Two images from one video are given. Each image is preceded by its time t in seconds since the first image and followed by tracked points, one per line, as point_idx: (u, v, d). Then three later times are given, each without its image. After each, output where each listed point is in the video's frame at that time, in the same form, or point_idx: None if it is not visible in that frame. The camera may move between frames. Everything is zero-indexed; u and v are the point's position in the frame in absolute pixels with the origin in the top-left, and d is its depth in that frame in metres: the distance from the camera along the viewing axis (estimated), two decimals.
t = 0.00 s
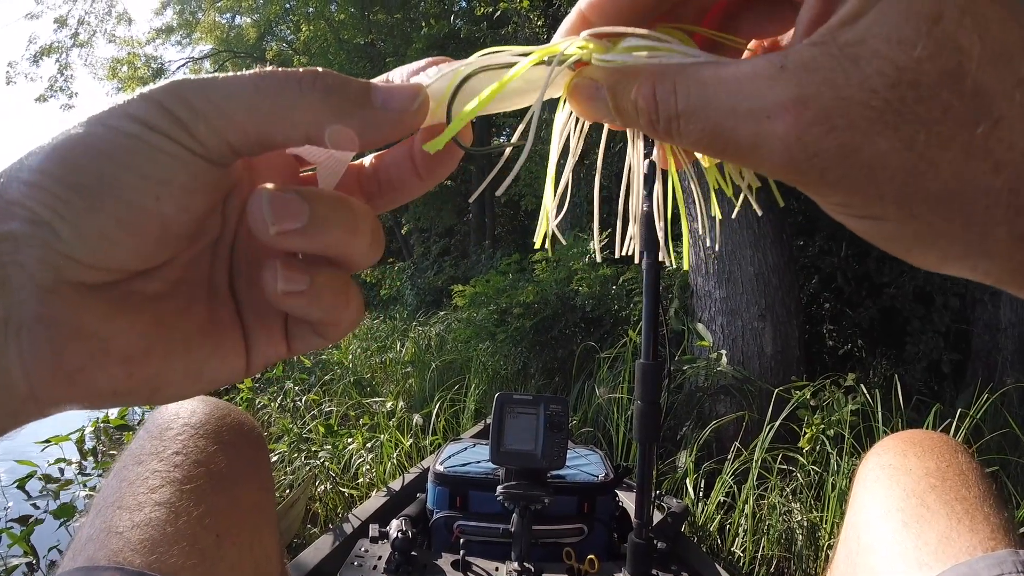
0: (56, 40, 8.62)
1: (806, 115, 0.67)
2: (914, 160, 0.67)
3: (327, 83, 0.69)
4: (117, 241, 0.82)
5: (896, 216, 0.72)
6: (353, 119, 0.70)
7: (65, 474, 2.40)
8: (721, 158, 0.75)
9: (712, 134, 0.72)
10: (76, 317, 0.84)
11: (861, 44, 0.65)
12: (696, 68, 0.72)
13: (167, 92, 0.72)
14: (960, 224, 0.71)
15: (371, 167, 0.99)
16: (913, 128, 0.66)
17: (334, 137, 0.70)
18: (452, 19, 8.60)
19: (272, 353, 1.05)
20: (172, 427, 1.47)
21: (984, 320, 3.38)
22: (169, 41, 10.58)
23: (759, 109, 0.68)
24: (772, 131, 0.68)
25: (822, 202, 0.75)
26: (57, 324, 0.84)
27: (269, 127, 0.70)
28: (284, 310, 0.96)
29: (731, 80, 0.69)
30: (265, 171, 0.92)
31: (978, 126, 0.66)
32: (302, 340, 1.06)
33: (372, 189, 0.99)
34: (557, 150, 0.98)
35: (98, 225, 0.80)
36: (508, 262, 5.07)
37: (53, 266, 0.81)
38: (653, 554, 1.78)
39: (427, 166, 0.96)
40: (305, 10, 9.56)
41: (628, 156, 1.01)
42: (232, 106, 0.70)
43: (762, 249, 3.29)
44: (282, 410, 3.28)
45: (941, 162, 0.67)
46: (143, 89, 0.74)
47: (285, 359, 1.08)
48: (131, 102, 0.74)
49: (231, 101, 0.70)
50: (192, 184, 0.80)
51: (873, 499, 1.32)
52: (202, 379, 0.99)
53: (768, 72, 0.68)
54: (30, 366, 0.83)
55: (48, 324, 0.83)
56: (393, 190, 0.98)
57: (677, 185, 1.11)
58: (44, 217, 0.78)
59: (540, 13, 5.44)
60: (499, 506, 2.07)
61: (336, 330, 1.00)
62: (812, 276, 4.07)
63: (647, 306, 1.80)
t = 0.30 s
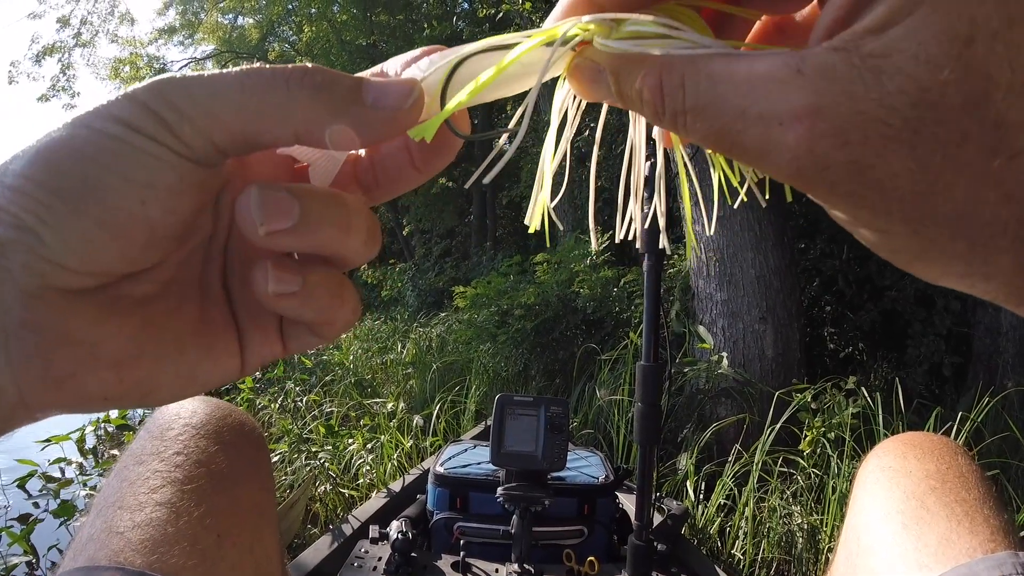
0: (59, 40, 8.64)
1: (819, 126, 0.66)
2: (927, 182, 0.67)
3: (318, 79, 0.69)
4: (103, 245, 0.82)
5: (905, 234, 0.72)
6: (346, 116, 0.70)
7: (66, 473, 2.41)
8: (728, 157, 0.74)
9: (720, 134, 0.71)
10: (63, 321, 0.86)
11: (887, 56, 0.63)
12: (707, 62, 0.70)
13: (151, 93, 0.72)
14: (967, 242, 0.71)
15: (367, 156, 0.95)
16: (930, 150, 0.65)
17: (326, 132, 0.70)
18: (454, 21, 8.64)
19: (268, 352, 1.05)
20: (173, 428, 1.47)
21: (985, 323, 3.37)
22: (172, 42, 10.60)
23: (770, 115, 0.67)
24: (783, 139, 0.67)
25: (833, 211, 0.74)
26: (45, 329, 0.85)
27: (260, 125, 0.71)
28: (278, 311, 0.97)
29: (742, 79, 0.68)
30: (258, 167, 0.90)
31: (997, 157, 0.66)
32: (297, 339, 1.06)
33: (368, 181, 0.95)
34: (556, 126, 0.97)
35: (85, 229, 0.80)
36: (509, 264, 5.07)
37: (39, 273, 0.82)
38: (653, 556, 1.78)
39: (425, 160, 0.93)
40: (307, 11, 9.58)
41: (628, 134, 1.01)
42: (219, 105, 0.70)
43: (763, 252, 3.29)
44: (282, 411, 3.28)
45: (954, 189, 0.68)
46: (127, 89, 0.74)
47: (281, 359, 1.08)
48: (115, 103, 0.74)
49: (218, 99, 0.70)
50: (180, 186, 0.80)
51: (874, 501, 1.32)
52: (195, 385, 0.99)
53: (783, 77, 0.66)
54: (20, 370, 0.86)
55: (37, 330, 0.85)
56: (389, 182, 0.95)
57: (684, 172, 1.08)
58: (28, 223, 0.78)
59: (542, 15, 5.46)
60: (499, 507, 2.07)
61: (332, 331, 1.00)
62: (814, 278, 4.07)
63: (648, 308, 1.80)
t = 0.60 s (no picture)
0: (61, 40, 8.65)
1: (814, 128, 0.66)
2: (918, 183, 0.67)
3: (311, 82, 0.69)
4: (96, 248, 0.83)
5: (897, 236, 0.72)
6: (339, 119, 0.70)
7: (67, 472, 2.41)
8: (722, 159, 0.73)
9: (715, 138, 0.71)
10: (61, 324, 0.87)
11: (884, 55, 0.64)
12: (703, 65, 0.71)
13: (144, 96, 0.72)
14: (963, 248, 0.70)
15: (365, 157, 0.96)
16: (922, 151, 0.65)
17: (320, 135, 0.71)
18: (457, 22, 8.67)
19: (265, 350, 1.07)
20: (174, 427, 1.47)
21: (986, 326, 3.38)
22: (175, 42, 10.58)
23: (764, 118, 0.67)
24: (775, 141, 0.67)
25: (829, 215, 0.75)
26: (41, 332, 0.86)
27: (251, 128, 0.71)
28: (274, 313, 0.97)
29: (738, 83, 0.68)
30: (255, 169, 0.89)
31: (991, 157, 0.65)
32: (293, 338, 1.07)
33: (366, 181, 0.96)
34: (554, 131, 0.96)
35: (78, 232, 0.81)
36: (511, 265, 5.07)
37: (34, 276, 0.83)
38: (653, 556, 1.79)
39: (422, 162, 0.93)
40: (310, 12, 9.59)
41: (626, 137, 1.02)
42: (210, 108, 0.70)
43: (765, 254, 3.28)
44: (284, 411, 3.28)
45: (946, 191, 0.67)
46: (119, 92, 0.74)
47: (276, 355, 1.09)
48: (107, 106, 0.74)
49: (209, 102, 0.70)
50: (173, 189, 0.81)
51: (873, 501, 1.32)
52: (193, 379, 1.01)
53: (778, 78, 0.66)
54: (17, 372, 0.87)
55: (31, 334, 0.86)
56: (386, 182, 0.95)
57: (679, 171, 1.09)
58: (22, 226, 0.80)
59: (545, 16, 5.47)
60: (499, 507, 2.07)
61: (326, 331, 1.01)
62: (815, 281, 4.08)
63: (649, 310, 1.81)
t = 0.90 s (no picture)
0: (62, 42, 8.67)
1: (801, 121, 0.67)
2: (905, 173, 0.67)
3: (319, 83, 0.69)
4: (112, 245, 0.84)
5: (884, 224, 0.73)
6: (347, 120, 0.70)
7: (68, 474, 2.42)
8: (713, 152, 0.74)
9: (705, 130, 0.71)
10: (78, 319, 0.88)
11: (868, 49, 0.64)
12: (694, 61, 0.71)
13: (160, 96, 0.73)
14: (950, 237, 0.71)
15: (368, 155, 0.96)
16: (910, 141, 0.66)
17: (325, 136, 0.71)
18: (457, 24, 8.68)
19: (269, 338, 1.05)
20: (175, 429, 1.47)
21: (986, 326, 3.38)
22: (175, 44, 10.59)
23: (752, 111, 0.68)
24: (763, 133, 0.68)
25: (818, 204, 0.76)
26: (56, 325, 0.87)
27: (263, 129, 0.71)
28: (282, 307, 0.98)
29: (727, 77, 0.68)
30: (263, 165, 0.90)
31: (977, 146, 0.65)
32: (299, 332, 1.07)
33: (368, 176, 0.96)
34: (551, 134, 0.97)
35: (93, 229, 0.82)
36: (512, 266, 5.08)
37: (51, 270, 0.84)
38: (653, 556, 1.79)
39: (419, 159, 0.93)
40: (310, 13, 9.60)
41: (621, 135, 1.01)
42: (223, 109, 0.71)
43: (765, 254, 3.29)
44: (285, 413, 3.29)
45: (935, 178, 0.67)
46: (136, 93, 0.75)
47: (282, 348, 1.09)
48: (123, 106, 0.75)
49: (222, 103, 0.70)
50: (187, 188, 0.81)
51: (872, 497, 1.32)
52: (200, 370, 1.02)
53: (767, 72, 0.67)
54: (34, 365, 0.89)
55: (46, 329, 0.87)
56: (387, 179, 0.95)
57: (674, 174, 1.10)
58: (40, 222, 0.81)
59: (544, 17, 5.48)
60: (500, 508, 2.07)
61: (333, 323, 1.01)
62: (816, 282, 4.09)
63: (649, 310, 1.81)
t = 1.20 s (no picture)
0: (62, 43, 8.68)
1: (792, 110, 0.67)
2: (894, 161, 0.68)
3: (335, 80, 0.70)
4: (131, 236, 0.84)
5: (872, 211, 0.74)
6: (361, 116, 0.71)
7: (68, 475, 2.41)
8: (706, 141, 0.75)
9: (699, 122, 0.72)
10: (96, 308, 0.88)
11: (857, 40, 0.63)
12: (690, 52, 0.71)
13: (179, 90, 0.73)
14: (936, 223, 0.72)
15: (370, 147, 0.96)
16: (896, 129, 0.66)
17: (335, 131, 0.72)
18: (457, 26, 8.69)
19: (278, 323, 1.06)
20: (174, 430, 1.48)
21: (986, 326, 3.38)
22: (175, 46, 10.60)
23: (746, 102, 0.68)
24: (756, 124, 0.69)
25: (808, 190, 0.76)
26: (77, 315, 0.87)
27: (280, 125, 0.71)
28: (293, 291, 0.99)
29: (725, 69, 0.68)
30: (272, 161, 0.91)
31: (961, 135, 0.65)
32: (306, 314, 1.07)
33: (371, 168, 0.97)
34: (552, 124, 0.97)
35: (113, 221, 0.82)
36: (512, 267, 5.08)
37: (72, 261, 0.84)
38: (653, 557, 1.79)
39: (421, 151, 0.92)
40: (309, 15, 9.61)
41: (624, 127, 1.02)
42: (242, 104, 0.71)
43: (764, 255, 3.29)
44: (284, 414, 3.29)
45: (920, 168, 0.68)
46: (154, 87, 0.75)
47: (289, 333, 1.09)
48: (143, 99, 0.75)
49: (242, 98, 0.71)
50: (206, 178, 0.82)
51: (871, 500, 1.32)
52: (212, 356, 1.02)
53: (757, 64, 0.67)
54: (52, 356, 0.88)
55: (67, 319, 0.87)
56: (391, 170, 0.96)
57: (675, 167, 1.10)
58: (59, 213, 0.80)
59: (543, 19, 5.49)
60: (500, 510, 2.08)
61: (343, 307, 1.01)
62: (816, 282, 4.09)
63: (648, 311, 1.81)
